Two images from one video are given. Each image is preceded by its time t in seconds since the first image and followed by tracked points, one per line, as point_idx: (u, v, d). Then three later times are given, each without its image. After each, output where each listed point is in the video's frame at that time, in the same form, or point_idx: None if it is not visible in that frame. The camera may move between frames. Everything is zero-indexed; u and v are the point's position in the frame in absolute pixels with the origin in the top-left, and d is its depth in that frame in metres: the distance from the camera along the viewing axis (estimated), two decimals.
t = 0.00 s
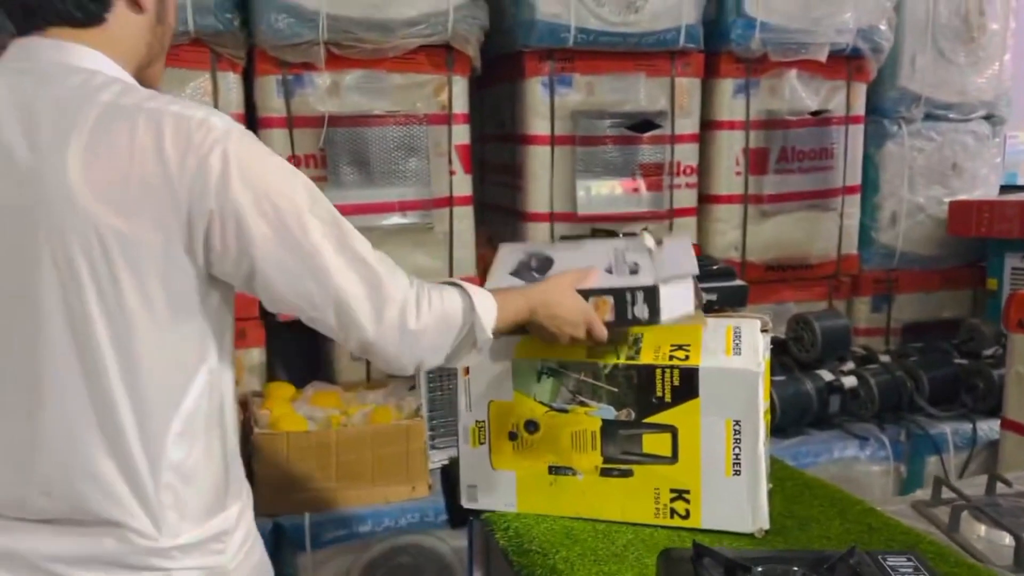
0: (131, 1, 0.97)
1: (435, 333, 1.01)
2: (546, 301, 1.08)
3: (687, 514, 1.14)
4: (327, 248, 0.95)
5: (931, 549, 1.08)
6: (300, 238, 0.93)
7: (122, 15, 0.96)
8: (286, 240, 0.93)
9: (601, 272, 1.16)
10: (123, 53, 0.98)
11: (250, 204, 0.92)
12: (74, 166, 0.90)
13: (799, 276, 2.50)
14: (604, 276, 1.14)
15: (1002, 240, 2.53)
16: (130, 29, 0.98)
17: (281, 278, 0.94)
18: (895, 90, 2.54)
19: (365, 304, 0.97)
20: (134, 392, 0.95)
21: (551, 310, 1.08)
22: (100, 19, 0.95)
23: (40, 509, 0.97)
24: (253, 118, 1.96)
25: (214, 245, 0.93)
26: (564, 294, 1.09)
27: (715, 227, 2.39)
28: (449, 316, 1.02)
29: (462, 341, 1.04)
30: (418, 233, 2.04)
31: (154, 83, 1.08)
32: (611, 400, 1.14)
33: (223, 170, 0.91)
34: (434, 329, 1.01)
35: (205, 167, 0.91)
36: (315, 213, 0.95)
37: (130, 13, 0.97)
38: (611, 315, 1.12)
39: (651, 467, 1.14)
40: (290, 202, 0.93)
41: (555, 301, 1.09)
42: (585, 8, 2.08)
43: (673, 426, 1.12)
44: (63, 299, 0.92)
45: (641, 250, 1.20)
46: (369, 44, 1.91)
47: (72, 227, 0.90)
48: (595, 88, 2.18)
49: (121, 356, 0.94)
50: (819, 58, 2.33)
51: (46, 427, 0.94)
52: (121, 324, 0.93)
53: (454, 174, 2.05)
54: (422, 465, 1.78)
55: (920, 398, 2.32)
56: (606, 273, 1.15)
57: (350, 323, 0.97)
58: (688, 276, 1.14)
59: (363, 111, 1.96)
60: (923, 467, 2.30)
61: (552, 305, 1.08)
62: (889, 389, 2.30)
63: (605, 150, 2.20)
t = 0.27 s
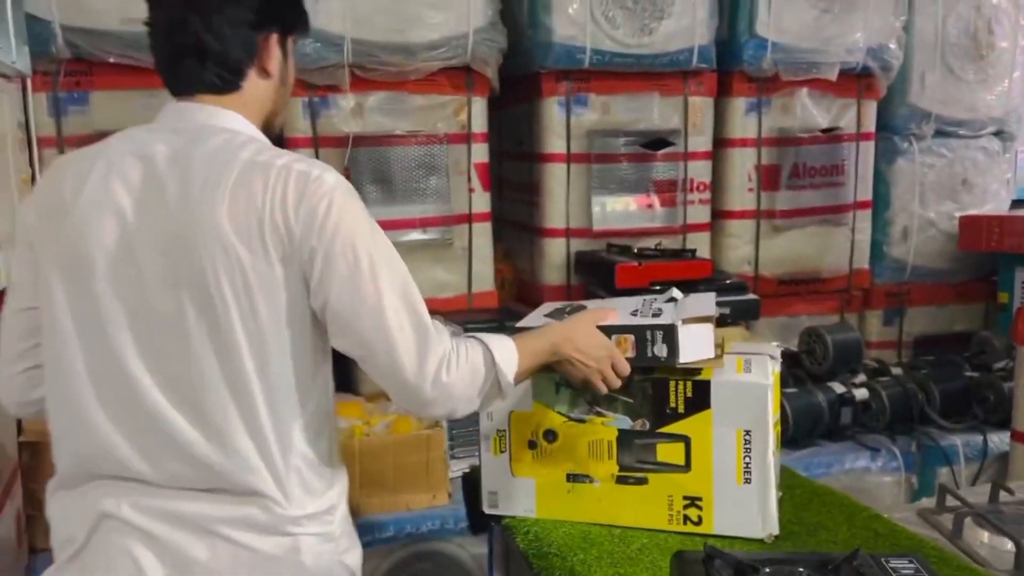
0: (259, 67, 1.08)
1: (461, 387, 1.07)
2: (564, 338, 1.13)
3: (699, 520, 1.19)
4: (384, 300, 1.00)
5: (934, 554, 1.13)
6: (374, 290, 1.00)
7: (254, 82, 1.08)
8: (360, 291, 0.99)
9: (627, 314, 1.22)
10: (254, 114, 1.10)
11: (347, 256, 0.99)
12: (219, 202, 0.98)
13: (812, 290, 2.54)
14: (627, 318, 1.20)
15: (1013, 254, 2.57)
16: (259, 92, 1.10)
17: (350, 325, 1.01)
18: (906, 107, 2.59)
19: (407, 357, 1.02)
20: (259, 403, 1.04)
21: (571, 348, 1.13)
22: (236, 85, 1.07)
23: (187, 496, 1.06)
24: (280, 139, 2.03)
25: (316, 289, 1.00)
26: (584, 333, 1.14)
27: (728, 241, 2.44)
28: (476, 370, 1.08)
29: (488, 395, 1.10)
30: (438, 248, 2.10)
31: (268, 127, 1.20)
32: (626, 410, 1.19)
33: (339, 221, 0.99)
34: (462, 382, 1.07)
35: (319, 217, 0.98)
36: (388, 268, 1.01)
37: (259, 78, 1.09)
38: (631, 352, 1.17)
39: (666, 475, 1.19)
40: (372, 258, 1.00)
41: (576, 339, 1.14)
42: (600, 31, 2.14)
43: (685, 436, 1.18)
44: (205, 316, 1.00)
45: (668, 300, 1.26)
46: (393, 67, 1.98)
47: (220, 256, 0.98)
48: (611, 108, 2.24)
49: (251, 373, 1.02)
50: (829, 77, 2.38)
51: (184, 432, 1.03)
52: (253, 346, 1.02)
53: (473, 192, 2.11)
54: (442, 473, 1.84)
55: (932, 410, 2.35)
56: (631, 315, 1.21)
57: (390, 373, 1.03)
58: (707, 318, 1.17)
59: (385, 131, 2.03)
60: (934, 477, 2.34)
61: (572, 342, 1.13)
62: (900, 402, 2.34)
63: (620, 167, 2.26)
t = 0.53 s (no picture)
0: (377, 94, 1.12)
1: (442, 411, 1.04)
2: (563, 361, 1.13)
3: (699, 525, 1.22)
4: (395, 315, 0.99)
5: (928, 558, 1.16)
6: (395, 306, 0.99)
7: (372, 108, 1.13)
8: (382, 303, 0.99)
9: (633, 333, 1.24)
10: (369, 135, 1.15)
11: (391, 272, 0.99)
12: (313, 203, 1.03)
13: (814, 302, 2.57)
14: (633, 336, 1.23)
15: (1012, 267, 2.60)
16: (377, 116, 1.14)
17: (372, 336, 1.00)
18: (905, 121, 2.64)
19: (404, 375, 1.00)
20: (336, 397, 1.07)
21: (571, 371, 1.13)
22: (354, 111, 1.12)
23: (271, 473, 1.11)
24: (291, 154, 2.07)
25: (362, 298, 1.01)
26: (587, 355, 1.14)
27: (730, 254, 2.49)
28: (462, 395, 1.04)
29: (472, 416, 1.07)
30: (446, 260, 2.15)
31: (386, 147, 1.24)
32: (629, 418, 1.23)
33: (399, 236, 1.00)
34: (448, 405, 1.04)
35: (381, 230, 0.99)
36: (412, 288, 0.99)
37: (378, 104, 1.13)
38: (636, 372, 1.19)
39: (667, 481, 1.22)
40: (408, 274, 0.99)
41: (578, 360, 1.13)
42: (604, 48, 2.19)
43: (686, 442, 1.21)
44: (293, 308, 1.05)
45: (670, 316, 1.28)
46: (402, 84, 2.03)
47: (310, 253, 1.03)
48: (614, 123, 2.29)
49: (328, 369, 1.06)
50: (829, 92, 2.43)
51: (272, 413, 1.09)
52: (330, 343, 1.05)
53: (480, 205, 2.16)
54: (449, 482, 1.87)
55: (932, 420, 2.38)
56: (636, 334, 1.23)
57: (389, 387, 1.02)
58: (709, 340, 1.21)
59: (394, 147, 2.08)
60: (936, 486, 2.36)
61: (572, 364, 1.13)
62: (901, 412, 2.36)
63: (623, 181, 2.30)
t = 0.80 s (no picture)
0: (444, 114, 1.20)
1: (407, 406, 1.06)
2: (546, 358, 1.13)
3: (693, 533, 1.25)
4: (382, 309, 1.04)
5: (916, 564, 1.18)
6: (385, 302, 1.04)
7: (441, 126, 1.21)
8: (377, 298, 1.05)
9: (626, 343, 1.26)
10: (435, 152, 1.23)
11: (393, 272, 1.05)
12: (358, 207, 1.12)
13: (809, 312, 2.60)
14: (626, 346, 1.25)
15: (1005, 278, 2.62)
16: (443, 134, 1.22)
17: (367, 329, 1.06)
18: (898, 134, 2.67)
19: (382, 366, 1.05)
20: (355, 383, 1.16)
21: (553, 368, 1.13)
22: (421, 129, 1.21)
23: (321, 446, 1.22)
24: (292, 167, 2.10)
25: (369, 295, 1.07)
26: (573, 354, 1.15)
27: (726, 265, 2.51)
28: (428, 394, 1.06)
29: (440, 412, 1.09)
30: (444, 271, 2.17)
31: (453, 162, 1.32)
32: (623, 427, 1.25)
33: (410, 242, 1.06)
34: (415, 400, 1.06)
35: (391, 232, 1.07)
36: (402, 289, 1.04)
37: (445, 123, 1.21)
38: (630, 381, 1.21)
39: (661, 489, 1.24)
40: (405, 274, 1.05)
41: (562, 358, 1.14)
42: (600, 62, 2.22)
43: (679, 451, 1.23)
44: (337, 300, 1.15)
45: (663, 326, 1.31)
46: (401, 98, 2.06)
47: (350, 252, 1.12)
48: (611, 136, 2.32)
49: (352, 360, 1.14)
50: (823, 106, 2.46)
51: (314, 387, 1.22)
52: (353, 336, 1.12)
53: (478, 217, 2.19)
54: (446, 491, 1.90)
55: (927, 429, 2.40)
56: (630, 344, 1.26)
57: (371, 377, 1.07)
58: (700, 350, 1.24)
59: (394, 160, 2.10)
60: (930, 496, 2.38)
61: (554, 361, 1.13)
62: (896, 422, 2.38)
63: (620, 193, 2.33)
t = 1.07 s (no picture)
0: (499, 147, 1.45)
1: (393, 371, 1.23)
2: (518, 317, 1.25)
3: (681, 541, 1.26)
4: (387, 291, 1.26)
5: (901, 571, 1.20)
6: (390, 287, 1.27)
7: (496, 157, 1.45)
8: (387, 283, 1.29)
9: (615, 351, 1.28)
10: (488, 179, 1.48)
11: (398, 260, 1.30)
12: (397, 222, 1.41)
13: (800, 322, 2.62)
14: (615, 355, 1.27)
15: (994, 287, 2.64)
16: (496, 164, 1.46)
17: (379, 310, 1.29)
18: (888, 145, 2.69)
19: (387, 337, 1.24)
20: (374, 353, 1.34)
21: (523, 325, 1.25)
22: (478, 158, 1.45)
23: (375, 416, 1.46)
24: (287, 178, 2.12)
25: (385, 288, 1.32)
26: (543, 313, 1.24)
27: (716, 275, 2.53)
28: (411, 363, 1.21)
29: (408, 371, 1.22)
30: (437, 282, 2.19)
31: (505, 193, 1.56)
32: (612, 436, 1.27)
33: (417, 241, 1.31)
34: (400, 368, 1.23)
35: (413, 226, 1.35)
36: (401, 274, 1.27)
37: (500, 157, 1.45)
38: (619, 391, 1.23)
39: (650, 497, 1.26)
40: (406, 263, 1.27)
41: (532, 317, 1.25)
42: (591, 75, 2.24)
43: (668, 459, 1.25)
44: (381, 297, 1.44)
45: (653, 334, 1.31)
46: (394, 110, 2.08)
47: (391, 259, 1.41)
48: (602, 147, 2.34)
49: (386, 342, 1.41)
50: (812, 118, 2.49)
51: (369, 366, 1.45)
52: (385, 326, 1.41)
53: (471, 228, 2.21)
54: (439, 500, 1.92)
55: (917, 438, 2.42)
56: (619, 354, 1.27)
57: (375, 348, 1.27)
58: (687, 360, 1.26)
59: (387, 171, 2.12)
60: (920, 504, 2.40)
61: (521, 319, 1.25)
62: (886, 431, 2.40)
63: (611, 204, 2.35)
